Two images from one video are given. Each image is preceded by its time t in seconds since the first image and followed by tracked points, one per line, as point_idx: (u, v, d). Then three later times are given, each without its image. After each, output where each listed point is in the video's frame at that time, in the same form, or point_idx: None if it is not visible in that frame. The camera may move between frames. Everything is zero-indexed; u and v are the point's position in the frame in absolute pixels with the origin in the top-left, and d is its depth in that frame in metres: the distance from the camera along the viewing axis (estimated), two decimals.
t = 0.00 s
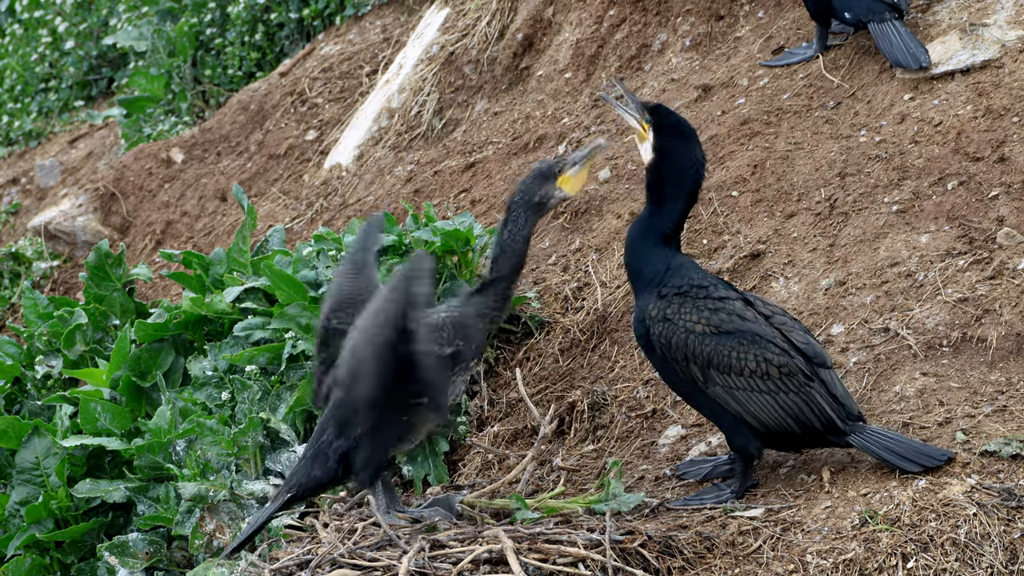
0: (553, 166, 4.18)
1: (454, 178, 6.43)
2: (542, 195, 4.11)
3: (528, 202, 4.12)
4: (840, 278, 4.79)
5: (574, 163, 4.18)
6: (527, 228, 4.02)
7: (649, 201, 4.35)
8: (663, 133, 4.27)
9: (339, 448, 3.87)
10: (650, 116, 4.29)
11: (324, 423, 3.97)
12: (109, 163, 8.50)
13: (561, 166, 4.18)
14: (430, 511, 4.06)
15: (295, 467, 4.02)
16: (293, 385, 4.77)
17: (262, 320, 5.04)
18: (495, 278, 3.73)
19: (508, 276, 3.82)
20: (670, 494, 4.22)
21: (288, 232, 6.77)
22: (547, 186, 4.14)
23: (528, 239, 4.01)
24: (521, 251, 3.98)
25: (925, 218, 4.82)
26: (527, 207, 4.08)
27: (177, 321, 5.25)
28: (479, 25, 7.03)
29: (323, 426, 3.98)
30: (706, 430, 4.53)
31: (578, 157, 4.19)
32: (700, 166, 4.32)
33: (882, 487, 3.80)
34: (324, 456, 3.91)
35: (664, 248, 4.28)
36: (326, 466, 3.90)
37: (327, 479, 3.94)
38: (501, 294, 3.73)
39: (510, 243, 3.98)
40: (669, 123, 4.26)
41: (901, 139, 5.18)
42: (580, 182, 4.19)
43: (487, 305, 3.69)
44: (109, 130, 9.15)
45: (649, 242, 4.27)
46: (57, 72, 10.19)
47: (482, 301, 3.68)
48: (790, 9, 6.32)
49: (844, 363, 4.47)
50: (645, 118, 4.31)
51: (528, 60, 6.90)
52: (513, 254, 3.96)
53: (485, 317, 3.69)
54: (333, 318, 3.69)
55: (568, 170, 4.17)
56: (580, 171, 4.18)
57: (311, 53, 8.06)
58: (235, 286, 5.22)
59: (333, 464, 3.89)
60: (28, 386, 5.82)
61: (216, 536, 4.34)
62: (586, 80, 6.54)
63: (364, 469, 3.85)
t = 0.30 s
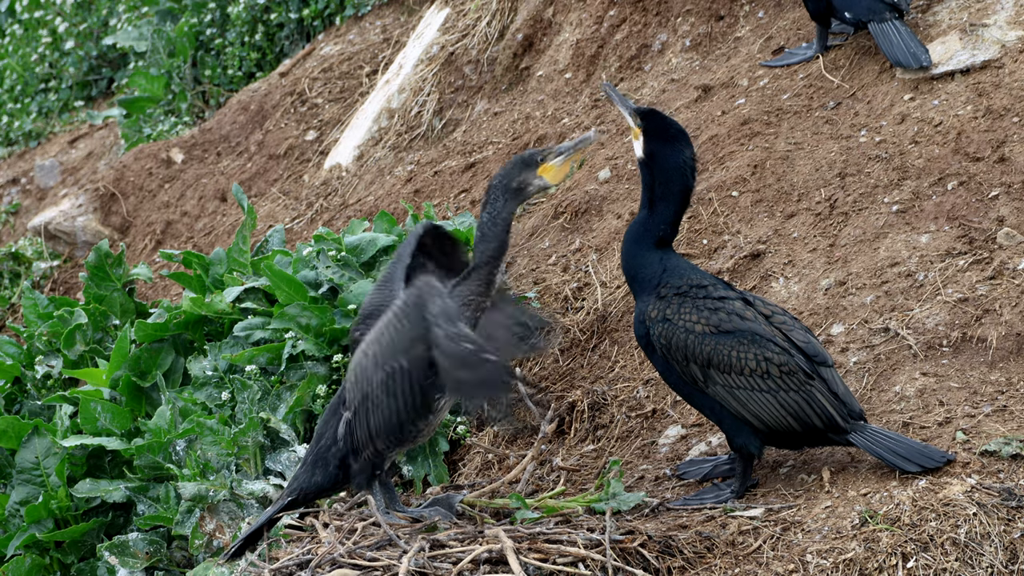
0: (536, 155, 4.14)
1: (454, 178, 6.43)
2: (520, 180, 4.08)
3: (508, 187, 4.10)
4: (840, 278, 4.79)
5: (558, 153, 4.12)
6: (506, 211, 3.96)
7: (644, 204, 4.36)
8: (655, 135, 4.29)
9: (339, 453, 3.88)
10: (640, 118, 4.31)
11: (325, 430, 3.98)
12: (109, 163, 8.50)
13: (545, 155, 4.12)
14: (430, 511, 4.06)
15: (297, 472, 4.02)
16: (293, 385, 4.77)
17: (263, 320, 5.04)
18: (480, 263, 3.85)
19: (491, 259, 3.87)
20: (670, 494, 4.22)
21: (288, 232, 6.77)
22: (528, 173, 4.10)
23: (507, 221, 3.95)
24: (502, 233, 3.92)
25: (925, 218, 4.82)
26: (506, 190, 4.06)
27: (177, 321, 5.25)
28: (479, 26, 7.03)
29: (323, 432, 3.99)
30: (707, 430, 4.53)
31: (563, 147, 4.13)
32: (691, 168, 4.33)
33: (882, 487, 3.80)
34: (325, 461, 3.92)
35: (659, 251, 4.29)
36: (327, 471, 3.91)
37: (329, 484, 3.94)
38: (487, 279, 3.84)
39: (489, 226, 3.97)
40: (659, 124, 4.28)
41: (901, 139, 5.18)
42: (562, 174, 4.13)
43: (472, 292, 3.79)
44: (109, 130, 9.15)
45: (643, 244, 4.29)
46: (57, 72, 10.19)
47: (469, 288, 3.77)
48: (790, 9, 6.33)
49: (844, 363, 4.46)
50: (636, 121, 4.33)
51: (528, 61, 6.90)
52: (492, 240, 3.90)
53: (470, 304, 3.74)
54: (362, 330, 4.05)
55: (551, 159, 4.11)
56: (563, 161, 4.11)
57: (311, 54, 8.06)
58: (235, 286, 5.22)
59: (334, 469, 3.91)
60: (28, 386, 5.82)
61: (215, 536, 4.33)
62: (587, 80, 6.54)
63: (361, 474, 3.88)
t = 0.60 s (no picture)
0: (544, 159, 4.33)
1: (454, 178, 6.43)
2: (534, 186, 4.26)
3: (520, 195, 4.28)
4: (840, 279, 4.79)
5: (564, 154, 4.33)
6: (518, 219, 4.20)
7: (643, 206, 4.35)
8: (653, 136, 4.28)
9: (337, 453, 3.92)
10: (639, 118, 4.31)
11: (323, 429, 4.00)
12: (109, 163, 8.51)
13: (552, 158, 4.33)
14: (430, 511, 4.06)
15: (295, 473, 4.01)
16: (293, 385, 4.77)
17: (263, 321, 5.05)
18: (486, 268, 4.19)
19: (499, 263, 4.18)
20: (670, 494, 4.22)
21: (288, 232, 6.77)
22: (540, 178, 4.28)
23: (519, 230, 4.21)
24: (511, 241, 4.20)
25: (926, 219, 4.82)
26: (520, 199, 4.24)
27: (177, 321, 5.25)
28: (479, 26, 7.03)
29: (321, 430, 4.01)
30: (707, 430, 4.53)
31: (567, 149, 4.36)
32: (689, 175, 4.32)
33: (882, 487, 3.80)
34: (323, 461, 3.93)
35: (659, 253, 4.28)
36: (325, 471, 3.92)
37: (326, 485, 3.94)
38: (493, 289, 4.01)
39: (501, 236, 4.20)
40: (657, 125, 4.27)
41: (901, 139, 5.18)
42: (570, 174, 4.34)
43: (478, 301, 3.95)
44: (109, 130, 9.15)
45: (642, 246, 4.28)
46: (57, 72, 10.20)
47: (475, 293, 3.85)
48: (790, 10, 6.33)
49: (844, 363, 4.46)
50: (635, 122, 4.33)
51: (528, 61, 6.90)
52: (501, 246, 4.19)
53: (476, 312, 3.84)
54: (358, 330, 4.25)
55: (559, 161, 4.33)
56: (571, 161, 4.33)
57: (311, 54, 8.06)
58: (235, 286, 5.23)
59: (332, 470, 3.92)
60: (28, 386, 5.82)
61: (216, 536, 4.34)
62: (587, 80, 6.54)
63: (362, 472, 3.92)
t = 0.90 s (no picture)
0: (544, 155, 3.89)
1: (454, 178, 6.43)
2: (533, 183, 3.84)
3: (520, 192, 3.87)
4: (840, 279, 4.79)
5: (566, 150, 3.88)
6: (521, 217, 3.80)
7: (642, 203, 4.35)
8: (653, 135, 4.27)
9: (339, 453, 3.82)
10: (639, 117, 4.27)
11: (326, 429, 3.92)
12: (109, 163, 8.51)
13: (553, 154, 3.88)
14: (430, 511, 4.06)
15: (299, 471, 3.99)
16: (293, 385, 4.77)
17: (263, 321, 5.05)
18: (488, 266, 3.78)
19: (503, 263, 3.81)
20: (670, 494, 4.22)
21: (288, 233, 6.78)
22: (540, 175, 3.85)
23: (523, 229, 3.82)
24: (513, 241, 3.82)
25: (926, 219, 4.82)
26: (520, 196, 3.84)
27: (177, 321, 5.25)
28: (479, 26, 7.04)
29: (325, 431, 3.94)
30: (707, 430, 4.53)
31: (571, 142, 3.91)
32: (689, 169, 4.32)
33: (882, 487, 3.80)
34: (325, 460, 3.87)
35: (658, 252, 4.28)
36: (328, 471, 3.87)
37: (329, 484, 3.90)
38: (494, 283, 3.81)
39: (503, 233, 3.82)
40: (657, 124, 4.24)
41: (901, 139, 5.18)
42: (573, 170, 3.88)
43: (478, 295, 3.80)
44: (109, 130, 9.16)
45: (642, 245, 4.27)
46: (57, 73, 10.20)
47: (475, 291, 3.78)
48: (790, 10, 6.33)
49: (844, 363, 4.46)
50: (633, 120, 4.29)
51: (528, 61, 6.90)
52: (505, 244, 3.81)
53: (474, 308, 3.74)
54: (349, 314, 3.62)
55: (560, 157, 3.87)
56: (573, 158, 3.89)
57: (311, 54, 8.06)
58: (235, 286, 5.21)
59: (335, 469, 3.85)
60: (28, 386, 5.82)
61: (216, 536, 4.33)
62: (587, 81, 6.55)
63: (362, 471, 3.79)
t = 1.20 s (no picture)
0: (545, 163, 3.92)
1: (454, 178, 6.42)
2: (531, 192, 3.88)
3: (519, 200, 3.92)
4: (840, 279, 4.79)
5: (565, 160, 3.90)
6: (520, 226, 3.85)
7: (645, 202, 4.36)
8: (653, 132, 4.30)
9: (343, 450, 3.77)
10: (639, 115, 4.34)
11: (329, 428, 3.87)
12: (109, 163, 8.51)
13: (552, 163, 3.91)
14: (430, 511, 4.06)
15: (302, 470, 3.92)
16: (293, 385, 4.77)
17: (263, 321, 5.05)
18: (493, 276, 3.84)
19: (504, 273, 3.85)
20: (670, 494, 4.22)
21: (288, 233, 6.77)
22: (538, 184, 3.90)
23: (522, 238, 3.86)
24: (513, 249, 3.85)
25: (926, 219, 4.82)
26: (519, 205, 3.87)
27: (177, 321, 5.25)
28: (479, 26, 7.04)
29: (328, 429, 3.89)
30: (707, 430, 4.53)
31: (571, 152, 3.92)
32: (690, 169, 4.33)
33: (882, 487, 3.80)
34: (330, 459, 3.82)
35: (660, 252, 4.28)
36: (332, 469, 3.81)
37: (333, 483, 3.84)
38: (499, 292, 3.86)
39: (502, 242, 3.85)
40: (656, 121, 4.30)
41: (901, 139, 5.18)
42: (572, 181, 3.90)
43: (485, 303, 3.84)
44: (109, 130, 9.16)
45: (643, 245, 4.28)
46: (57, 73, 10.20)
47: (481, 298, 3.83)
48: (790, 10, 6.33)
49: (844, 363, 4.46)
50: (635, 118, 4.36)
51: (528, 61, 6.90)
52: (507, 252, 3.85)
53: (481, 315, 3.79)
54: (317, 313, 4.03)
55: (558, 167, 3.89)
56: (570, 168, 3.89)
57: (311, 54, 8.06)
58: (235, 286, 5.21)
59: (339, 467, 3.80)
60: (28, 386, 5.82)
61: (215, 536, 4.33)
62: (587, 81, 6.55)
63: (367, 470, 3.77)
